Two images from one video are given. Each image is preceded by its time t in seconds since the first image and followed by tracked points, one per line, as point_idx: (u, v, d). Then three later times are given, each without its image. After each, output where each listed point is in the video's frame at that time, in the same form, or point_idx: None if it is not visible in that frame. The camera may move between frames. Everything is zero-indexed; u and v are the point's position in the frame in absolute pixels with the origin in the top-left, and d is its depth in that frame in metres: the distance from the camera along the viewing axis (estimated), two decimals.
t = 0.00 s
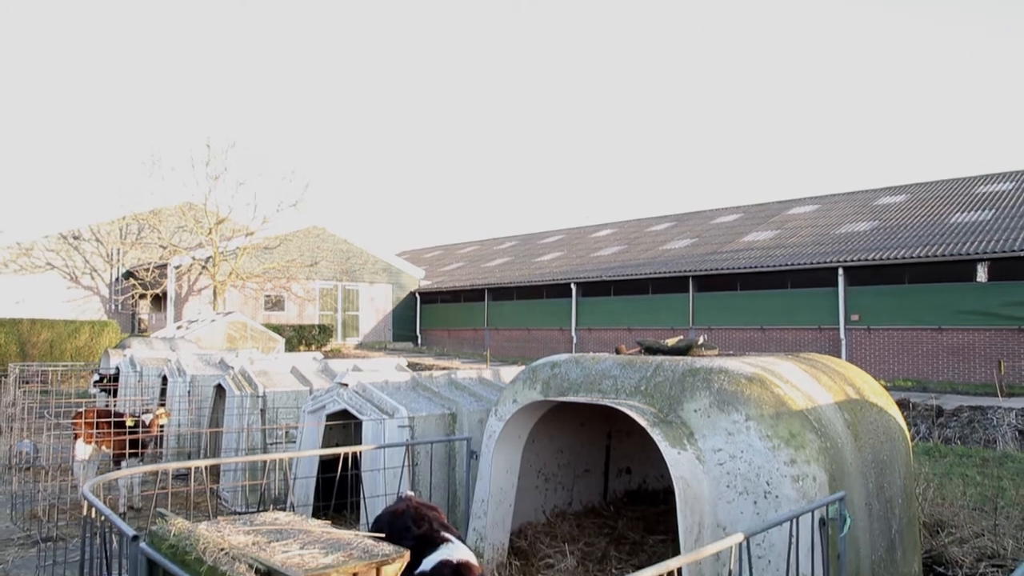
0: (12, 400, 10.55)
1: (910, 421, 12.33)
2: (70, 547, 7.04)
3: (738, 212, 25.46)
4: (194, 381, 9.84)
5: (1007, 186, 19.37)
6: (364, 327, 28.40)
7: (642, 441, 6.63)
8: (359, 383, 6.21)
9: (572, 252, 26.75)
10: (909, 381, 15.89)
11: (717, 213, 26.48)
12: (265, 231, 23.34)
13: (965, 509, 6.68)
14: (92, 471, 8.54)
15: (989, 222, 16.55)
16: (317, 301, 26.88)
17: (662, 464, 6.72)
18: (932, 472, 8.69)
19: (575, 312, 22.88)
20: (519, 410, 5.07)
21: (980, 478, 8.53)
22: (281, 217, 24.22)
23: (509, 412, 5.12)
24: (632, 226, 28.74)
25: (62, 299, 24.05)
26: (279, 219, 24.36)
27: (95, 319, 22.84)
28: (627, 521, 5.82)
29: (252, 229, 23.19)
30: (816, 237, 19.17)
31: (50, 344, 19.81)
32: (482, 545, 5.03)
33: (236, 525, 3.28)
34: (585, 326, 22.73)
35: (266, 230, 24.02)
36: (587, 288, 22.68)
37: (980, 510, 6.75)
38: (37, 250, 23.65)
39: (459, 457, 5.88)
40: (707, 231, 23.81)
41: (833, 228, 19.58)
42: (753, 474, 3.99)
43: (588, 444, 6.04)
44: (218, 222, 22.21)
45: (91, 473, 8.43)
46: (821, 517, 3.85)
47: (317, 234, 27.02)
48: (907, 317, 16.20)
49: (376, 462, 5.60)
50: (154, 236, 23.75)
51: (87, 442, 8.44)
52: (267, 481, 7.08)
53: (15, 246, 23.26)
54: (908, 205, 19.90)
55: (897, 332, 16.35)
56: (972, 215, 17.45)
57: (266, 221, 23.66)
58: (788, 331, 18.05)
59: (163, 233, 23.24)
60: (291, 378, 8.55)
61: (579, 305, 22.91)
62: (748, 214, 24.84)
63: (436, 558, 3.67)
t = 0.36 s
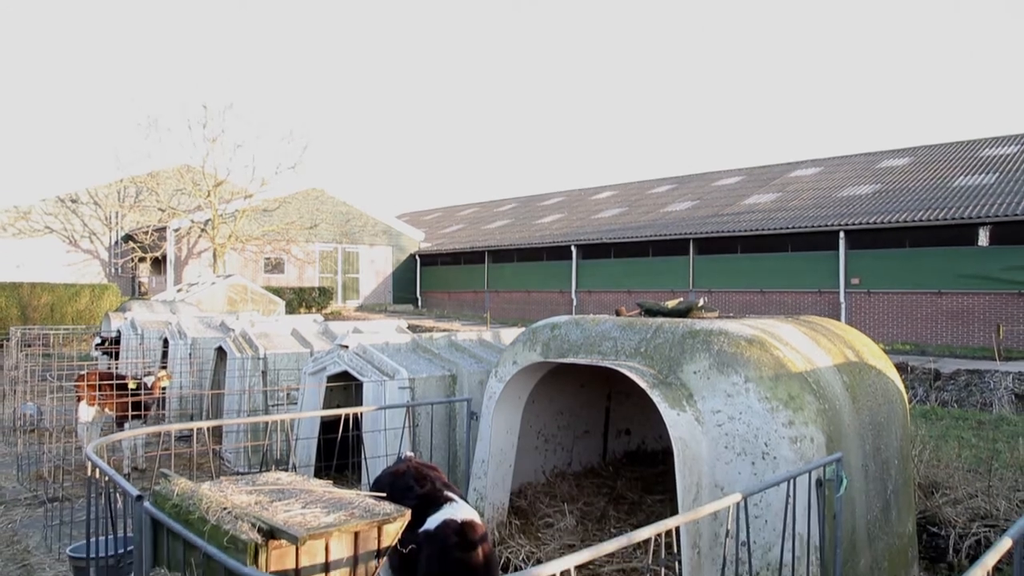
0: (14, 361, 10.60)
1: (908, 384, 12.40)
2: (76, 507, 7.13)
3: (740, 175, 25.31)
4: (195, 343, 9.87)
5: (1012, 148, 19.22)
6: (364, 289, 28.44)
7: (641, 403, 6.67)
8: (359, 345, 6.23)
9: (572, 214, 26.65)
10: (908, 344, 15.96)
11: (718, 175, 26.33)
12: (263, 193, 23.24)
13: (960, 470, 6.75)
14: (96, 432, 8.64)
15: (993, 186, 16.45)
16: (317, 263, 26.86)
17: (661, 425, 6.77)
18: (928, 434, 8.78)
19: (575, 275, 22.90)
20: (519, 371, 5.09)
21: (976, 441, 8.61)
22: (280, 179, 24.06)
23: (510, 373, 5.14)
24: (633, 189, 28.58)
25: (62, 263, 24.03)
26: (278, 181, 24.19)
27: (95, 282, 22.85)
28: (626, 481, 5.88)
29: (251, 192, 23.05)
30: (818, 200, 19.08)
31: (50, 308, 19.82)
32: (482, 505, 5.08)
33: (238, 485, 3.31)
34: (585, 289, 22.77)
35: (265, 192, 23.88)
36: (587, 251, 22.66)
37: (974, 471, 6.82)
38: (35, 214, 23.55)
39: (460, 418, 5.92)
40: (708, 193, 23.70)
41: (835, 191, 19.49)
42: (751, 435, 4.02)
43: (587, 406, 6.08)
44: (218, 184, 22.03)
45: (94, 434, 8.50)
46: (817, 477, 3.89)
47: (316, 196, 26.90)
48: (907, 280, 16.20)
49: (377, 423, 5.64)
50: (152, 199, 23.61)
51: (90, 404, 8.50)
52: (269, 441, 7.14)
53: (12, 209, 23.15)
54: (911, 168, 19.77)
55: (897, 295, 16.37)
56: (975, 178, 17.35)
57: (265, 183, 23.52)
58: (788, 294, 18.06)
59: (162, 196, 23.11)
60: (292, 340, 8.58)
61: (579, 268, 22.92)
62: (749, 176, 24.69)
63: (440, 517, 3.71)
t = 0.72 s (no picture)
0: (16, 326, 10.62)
1: (907, 350, 12.46)
2: (81, 470, 7.20)
3: (742, 139, 25.10)
4: (196, 309, 9.87)
5: (1017, 114, 19.03)
6: (365, 254, 28.44)
7: (642, 367, 6.70)
8: (359, 310, 6.24)
9: (572, 179, 26.51)
10: (907, 310, 16.00)
11: (720, 140, 26.11)
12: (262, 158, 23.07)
13: (956, 435, 6.80)
14: (98, 397, 8.71)
15: (997, 151, 16.32)
16: (316, 229, 26.80)
17: (661, 390, 6.81)
18: (926, 400, 8.83)
19: (575, 240, 22.87)
20: (519, 336, 5.10)
21: (973, 406, 8.66)
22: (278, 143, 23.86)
23: (509, 338, 5.15)
24: (634, 153, 28.36)
25: (62, 229, 23.98)
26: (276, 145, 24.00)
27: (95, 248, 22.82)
28: (625, 445, 5.93)
29: (250, 156, 22.87)
30: (820, 165, 18.96)
31: (51, 274, 19.82)
32: (482, 468, 5.14)
33: (241, 448, 3.33)
34: (585, 254, 22.76)
35: (263, 156, 23.71)
36: (588, 216, 22.58)
37: (970, 436, 6.87)
38: (33, 179, 23.44)
39: (460, 382, 5.94)
40: (710, 158, 23.53)
41: (838, 157, 19.34)
42: (750, 399, 4.04)
43: (587, 370, 6.11)
44: (216, 149, 21.85)
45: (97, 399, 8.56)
46: (815, 442, 3.92)
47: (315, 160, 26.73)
48: (908, 246, 16.17)
49: (378, 387, 5.67)
50: (150, 164, 23.46)
51: (92, 369, 8.55)
52: (271, 405, 7.19)
53: (10, 175, 23.03)
54: (914, 133, 19.61)
55: (898, 262, 16.36)
56: (979, 144, 17.21)
57: (263, 147, 23.34)
58: (789, 260, 18.05)
59: (159, 160, 22.95)
60: (293, 304, 8.59)
61: (579, 233, 22.87)
62: (751, 141, 24.49)
63: (443, 480, 3.74)
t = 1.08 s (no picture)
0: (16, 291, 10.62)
1: (906, 316, 12.47)
2: (85, 433, 7.26)
3: (744, 103, 24.85)
4: (195, 274, 9.85)
5: None
6: (365, 218, 28.38)
7: (642, 331, 6.71)
8: (359, 274, 6.23)
9: (573, 142, 26.31)
10: (907, 276, 15.99)
11: (723, 103, 25.84)
12: (259, 121, 22.85)
13: (953, 400, 6.84)
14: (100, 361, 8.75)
15: (1002, 116, 16.15)
16: (315, 192, 26.69)
17: (661, 353, 6.83)
18: (925, 365, 8.86)
19: (575, 204, 22.80)
20: (520, 299, 5.09)
21: (971, 371, 8.71)
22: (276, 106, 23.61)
23: (510, 302, 5.15)
24: (635, 116, 28.10)
25: (60, 193, 23.87)
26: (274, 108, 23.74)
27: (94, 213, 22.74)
28: (624, 408, 5.96)
29: (247, 119, 22.65)
30: (823, 129, 18.79)
31: (49, 240, 19.77)
32: (482, 431, 5.19)
33: (242, 411, 3.34)
34: (585, 218, 22.70)
35: (261, 120, 23.48)
36: (589, 180, 22.46)
37: (968, 401, 6.90)
38: (29, 143, 23.27)
39: (460, 345, 5.95)
40: (712, 121, 23.31)
41: (841, 120, 19.16)
42: (750, 362, 4.04)
43: (587, 334, 6.12)
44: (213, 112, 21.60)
45: (98, 363, 8.60)
46: (814, 405, 3.94)
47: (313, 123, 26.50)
48: (910, 212, 16.11)
49: (378, 350, 5.69)
50: (147, 127, 23.25)
51: (93, 333, 8.57)
52: (272, 368, 7.22)
53: (6, 139, 22.85)
54: (919, 97, 19.40)
55: (900, 227, 16.31)
56: (985, 108, 17.02)
57: (261, 110, 23.11)
58: (790, 225, 18.00)
59: (156, 124, 22.73)
60: (292, 268, 8.57)
61: (580, 197, 22.78)
62: (754, 104, 24.24)
63: (444, 442, 3.75)
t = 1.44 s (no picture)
0: (15, 255, 10.60)
1: (906, 281, 12.47)
2: (87, 397, 7.30)
3: (747, 65, 24.53)
4: (195, 238, 9.82)
5: None
6: (364, 182, 28.24)
7: (642, 294, 6.71)
8: (359, 237, 6.21)
9: (574, 105, 26.05)
10: (908, 241, 15.95)
11: (725, 65, 25.52)
12: (256, 83, 22.56)
13: (951, 365, 6.87)
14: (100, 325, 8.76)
15: (1008, 79, 15.96)
16: (314, 156, 26.51)
17: (661, 316, 6.84)
18: (924, 329, 8.89)
19: (575, 167, 22.67)
20: (520, 262, 5.08)
21: (970, 336, 8.73)
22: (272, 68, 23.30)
23: (510, 265, 5.14)
24: (637, 79, 27.77)
25: (56, 157, 23.72)
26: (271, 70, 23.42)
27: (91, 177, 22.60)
28: (624, 371, 5.99)
29: (244, 82, 22.37)
30: (828, 92, 18.59)
31: (47, 204, 19.67)
32: (482, 392, 5.22)
33: (242, 374, 3.35)
34: (585, 182, 22.59)
35: (258, 82, 23.20)
36: (589, 143, 22.29)
37: (966, 365, 6.94)
38: (24, 106, 23.05)
39: (460, 309, 5.96)
40: (714, 83, 23.05)
41: (845, 83, 18.96)
42: (750, 326, 4.04)
43: (587, 297, 6.12)
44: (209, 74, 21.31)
45: (99, 327, 8.63)
46: (813, 368, 3.95)
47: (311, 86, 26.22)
48: (913, 176, 16.02)
49: (378, 313, 5.72)
50: (143, 90, 22.97)
51: (93, 298, 8.57)
52: (273, 331, 7.24)
53: None
54: (924, 60, 19.15)
55: (902, 192, 16.24)
56: (991, 71, 16.83)
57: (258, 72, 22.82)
58: (792, 189, 17.91)
59: (152, 86, 22.46)
60: (292, 231, 8.54)
61: (580, 159, 22.64)
62: (757, 66, 23.94)
63: (448, 405, 3.76)
